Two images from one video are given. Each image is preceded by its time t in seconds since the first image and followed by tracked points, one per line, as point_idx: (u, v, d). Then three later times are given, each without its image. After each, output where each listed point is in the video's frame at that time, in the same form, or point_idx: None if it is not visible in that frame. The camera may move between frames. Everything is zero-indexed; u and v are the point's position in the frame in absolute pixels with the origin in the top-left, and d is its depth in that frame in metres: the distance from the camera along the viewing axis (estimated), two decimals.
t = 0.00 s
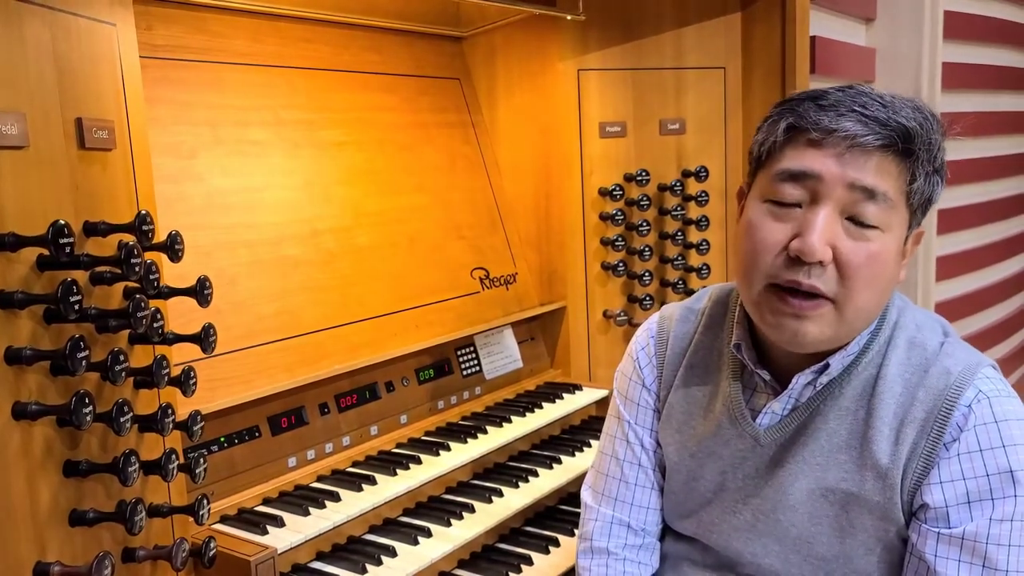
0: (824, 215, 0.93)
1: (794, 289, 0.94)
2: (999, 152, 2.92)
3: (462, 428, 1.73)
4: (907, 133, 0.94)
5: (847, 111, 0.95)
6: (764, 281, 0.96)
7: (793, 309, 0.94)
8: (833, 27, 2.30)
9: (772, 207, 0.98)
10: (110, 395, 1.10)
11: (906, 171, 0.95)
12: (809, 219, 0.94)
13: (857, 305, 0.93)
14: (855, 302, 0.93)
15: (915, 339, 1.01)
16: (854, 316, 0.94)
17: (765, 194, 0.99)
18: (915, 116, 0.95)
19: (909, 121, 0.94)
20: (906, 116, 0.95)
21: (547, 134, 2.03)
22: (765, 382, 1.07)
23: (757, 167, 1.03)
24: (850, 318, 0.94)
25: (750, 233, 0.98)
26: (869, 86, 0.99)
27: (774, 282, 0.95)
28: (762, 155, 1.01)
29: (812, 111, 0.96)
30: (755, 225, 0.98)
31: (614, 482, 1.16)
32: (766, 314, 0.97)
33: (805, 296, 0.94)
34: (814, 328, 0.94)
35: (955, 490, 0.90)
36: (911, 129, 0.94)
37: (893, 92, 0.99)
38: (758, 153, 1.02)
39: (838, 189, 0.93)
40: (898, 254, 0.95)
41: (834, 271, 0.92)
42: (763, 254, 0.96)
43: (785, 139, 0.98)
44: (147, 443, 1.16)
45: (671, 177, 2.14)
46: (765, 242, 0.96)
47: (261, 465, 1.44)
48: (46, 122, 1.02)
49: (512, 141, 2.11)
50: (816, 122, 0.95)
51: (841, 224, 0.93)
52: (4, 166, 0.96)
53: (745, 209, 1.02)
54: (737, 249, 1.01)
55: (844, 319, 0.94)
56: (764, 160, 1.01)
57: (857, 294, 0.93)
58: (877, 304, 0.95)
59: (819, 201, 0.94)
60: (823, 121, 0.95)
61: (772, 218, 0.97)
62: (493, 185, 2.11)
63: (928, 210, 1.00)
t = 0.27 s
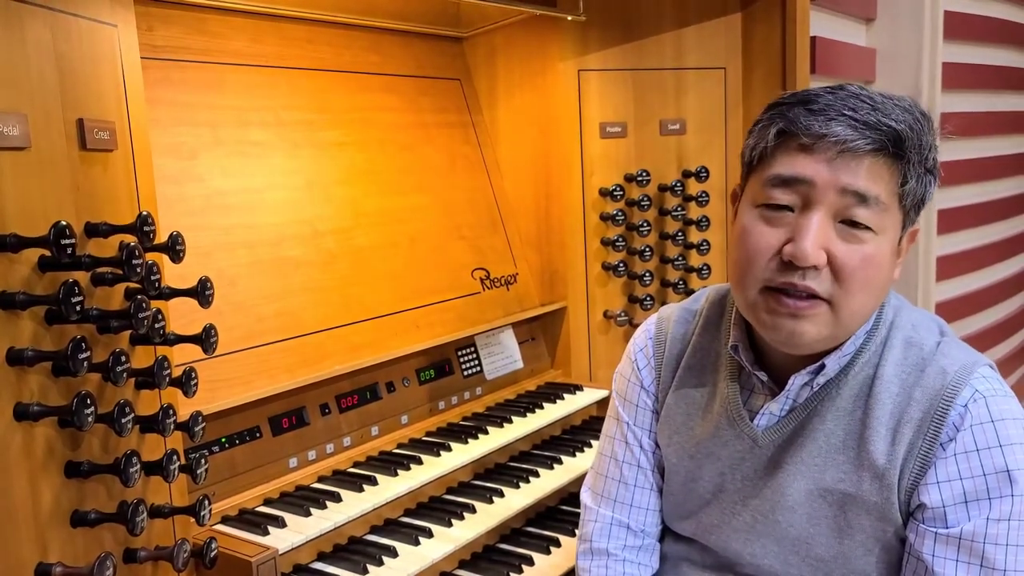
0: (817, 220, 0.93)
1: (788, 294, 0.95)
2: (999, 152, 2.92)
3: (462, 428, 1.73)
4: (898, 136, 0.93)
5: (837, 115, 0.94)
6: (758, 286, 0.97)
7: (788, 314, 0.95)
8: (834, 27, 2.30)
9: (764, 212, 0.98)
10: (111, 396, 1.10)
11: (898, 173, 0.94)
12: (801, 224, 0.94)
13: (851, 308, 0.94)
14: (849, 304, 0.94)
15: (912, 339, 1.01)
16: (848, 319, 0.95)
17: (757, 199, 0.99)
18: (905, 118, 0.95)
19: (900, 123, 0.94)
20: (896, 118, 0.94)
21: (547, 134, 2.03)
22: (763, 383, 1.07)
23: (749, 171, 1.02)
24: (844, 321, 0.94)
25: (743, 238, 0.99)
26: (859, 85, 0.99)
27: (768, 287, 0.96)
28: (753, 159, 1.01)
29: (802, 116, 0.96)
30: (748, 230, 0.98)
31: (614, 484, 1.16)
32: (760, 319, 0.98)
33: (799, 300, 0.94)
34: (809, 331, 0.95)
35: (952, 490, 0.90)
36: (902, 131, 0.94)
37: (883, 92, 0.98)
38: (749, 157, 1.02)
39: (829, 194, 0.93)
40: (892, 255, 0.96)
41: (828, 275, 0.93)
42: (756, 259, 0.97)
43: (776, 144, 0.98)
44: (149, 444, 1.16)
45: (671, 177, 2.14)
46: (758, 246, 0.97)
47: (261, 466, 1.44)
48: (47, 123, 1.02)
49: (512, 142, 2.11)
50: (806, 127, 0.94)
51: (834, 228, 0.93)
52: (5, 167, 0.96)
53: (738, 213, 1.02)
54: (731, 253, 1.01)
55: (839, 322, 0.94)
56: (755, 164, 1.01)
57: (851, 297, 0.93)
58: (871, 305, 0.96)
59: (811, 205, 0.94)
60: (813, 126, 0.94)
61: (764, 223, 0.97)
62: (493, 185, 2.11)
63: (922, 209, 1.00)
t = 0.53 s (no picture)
0: (809, 222, 0.93)
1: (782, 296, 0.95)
2: (999, 152, 2.92)
3: (462, 428, 1.73)
4: (888, 137, 0.93)
5: (827, 117, 0.94)
6: (752, 288, 0.97)
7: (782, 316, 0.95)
8: (834, 27, 2.31)
9: (757, 215, 0.97)
10: (111, 396, 1.10)
11: (890, 173, 0.94)
12: (794, 226, 0.94)
13: (845, 309, 0.94)
14: (843, 305, 0.94)
15: (908, 338, 1.01)
16: (843, 319, 0.95)
17: (750, 202, 0.98)
18: (895, 119, 0.95)
19: (890, 124, 0.94)
20: (886, 119, 0.94)
21: (546, 134, 2.03)
22: (760, 382, 1.06)
23: (741, 173, 1.02)
24: (838, 322, 0.94)
25: (737, 241, 0.99)
26: (849, 85, 0.98)
27: (762, 289, 0.96)
28: (745, 162, 1.01)
29: (792, 118, 0.95)
30: (741, 232, 0.98)
31: (613, 484, 1.16)
32: (755, 321, 0.98)
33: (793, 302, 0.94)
34: (804, 333, 0.95)
35: (949, 487, 0.90)
36: (892, 132, 0.94)
37: (873, 91, 0.98)
38: (741, 159, 1.02)
39: (821, 196, 0.93)
40: (886, 255, 0.96)
41: (821, 276, 0.93)
42: (750, 262, 0.97)
43: (767, 147, 0.97)
44: (148, 444, 1.16)
45: (671, 177, 2.14)
46: (751, 249, 0.96)
47: (261, 466, 1.44)
48: (46, 123, 1.02)
49: (511, 141, 2.11)
50: (797, 129, 0.94)
51: (827, 229, 0.93)
52: (4, 167, 0.96)
53: (731, 216, 1.02)
54: (725, 255, 1.01)
55: (833, 323, 0.94)
56: (747, 166, 1.01)
57: (845, 298, 0.93)
58: (865, 306, 0.96)
59: (803, 208, 0.94)
60: (804, 129, 0.94)
61: (757, 225, 0.97)
62: (493, 185, 2.11)
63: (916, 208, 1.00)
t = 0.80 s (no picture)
0: (804, 226, 0.93)
1: (778, 300, 0.95)
2: (999, 151, 2.93)
3: (462, 428, 1.73)
4: (881, 141, 0.93)
5: (820, 121, 0.93)
6: (748, 292, 0.97)
7: (778, 319, 0.95)
8: (833, 26, 2.31)
9: (752, 219, 0.98)
10: (111, 396, 1.10)
11: (883, 175, 0.94)
12: (788, 231, 0.94)
13: (841, 311, 0.94)
14: (839, 308, 0.94)
15: (907, 336, 1.01)
16: (838, 322, 0.95)
17: (745, 206, 0.99)
18: (888, 121, 0.94)
19: (883, 127, 0.93)
20: (879, 122, 0.94)
21: (546, 134, 2.03)
22: (760, 382, 1.06)
23: (737, 176, 1.02)
24: (834, 325, 0.95)
25: (732, 245, 0.99)
26: (842, 85, 0.98)
27: (758, 294, 0.96)
28: (740, 166, 1.01)
29: (785, 122, 0.95)
30: (737, 237, 0.98)
31: (613, 484, 1.16)
32: (751, 325, 0.98)
33: (789, 306, 0.95)
34: (800, 336, 0.95)
35: (948, 486, 0.90)
36: (885, 134, 0.93)
37: (867, 92, 0.97)
38: (736, 163, 1.02)
39: (814, 200, 0.93)
40: (882, 257, 0.95)
41: (816, 280, 0.93)
42: (745, 266, 0.97)
43: (760, 151, 0.97)
44: (148, 444, 1.16)
45: (671, 177, 2.14)
46: (746, 253, 0.97)
47: (261, 466, 1.44)
48: (46, 123, 1.02)
49: (511, 142, 2.11)
50: (789, 134, 0.94)
51: (821, 233, 0.93)
52: (4, 168, 0.96)
53: (727, 219, 1.02)
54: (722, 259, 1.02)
55: (829, 326, 0.95)
56: (742, 170, 1.01)
57: (840, 301, 0.93)
58: (861, 307, 0.96)
59: (797, 212, 0.94)
60: (796, 133, 0.94)
61: (752, 230, 0.97)
62: (493, 186, 2.11)
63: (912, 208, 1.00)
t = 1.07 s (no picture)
0: (799, 229, 0.93)
1: (774, 303, 0.95)
2: (999, 150, 2.93)
3: (463, 427, 1.73)
4: (874, 142, 0.93)
5: (812, 124, 0.94)
6: (746, 296, 0.97)
7: (775, 323, 0.95)
8: (834, 26, 2.31)
9: (748, 223, 0.98)
10: (112, 396, 1.10)
11: (878, 176, 0.94)
12: (783, 234, 0.94)
13: (838, 313, 0.94)
14: (836, 310, 0.94)
15: (910, 337, 1.01)
16: (836, 324, 0.95)
17: (741, 209, 0.99)
18: (882, 122, 0.94)
19: (876, 128, 0.93)
20: (872, 123, 0.93)
21: (547, 134, 2.03)
22: (763, 382, 1.06)
23: (733, 180, 1.03)
24: (832, 327, 0.95)
25: (729, 248, 0.99)
26: (836, 86, 0.97)
27: (755, 297, 0.96)
28: (736, 169, 1.01)
29: (777, 126, 0.95)
30: (733, 240, 0.99)
31: (616, 484, 1.16)
32: (749, 328, 0.98)
33: (786, 309, 0.95)
34: (798, 339, 0.95)
35: (951, 486, 0.90)
36: (878, 136, 0.93)
37: (861, 92, 0.97)
38: (732, 167, 1.02)
39: (808, 203, 0.93)
40: (880, 258, 0.95)
41: (813, 283, 0.93)
42: (742, 270, 0.97)
43: (755, 155, 0.98)
44: (149, 444, 1.16)
45: (672, 176, 2.14)
46: (742, 257, 0.97)
47: (262, 466, 1.44)
48: (47, 123, 1.02)
49: (512, 141, 2.11)
50: (782, 138, 0.94)
51: (817, 236, 0.93)
52: (5, 168, 0.96)
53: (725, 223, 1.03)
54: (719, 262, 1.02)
55: (826, 328, 0.94)
56: (738, 174, 1.01)
57: (837, 303, 0.93)
58: (859, 309, 0.95)
59: (792, 215, 0.94)
60: (789, 137, 0.94)
61: (748, 234, 0.97)
62: (494, 185, 2.11)
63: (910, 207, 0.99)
